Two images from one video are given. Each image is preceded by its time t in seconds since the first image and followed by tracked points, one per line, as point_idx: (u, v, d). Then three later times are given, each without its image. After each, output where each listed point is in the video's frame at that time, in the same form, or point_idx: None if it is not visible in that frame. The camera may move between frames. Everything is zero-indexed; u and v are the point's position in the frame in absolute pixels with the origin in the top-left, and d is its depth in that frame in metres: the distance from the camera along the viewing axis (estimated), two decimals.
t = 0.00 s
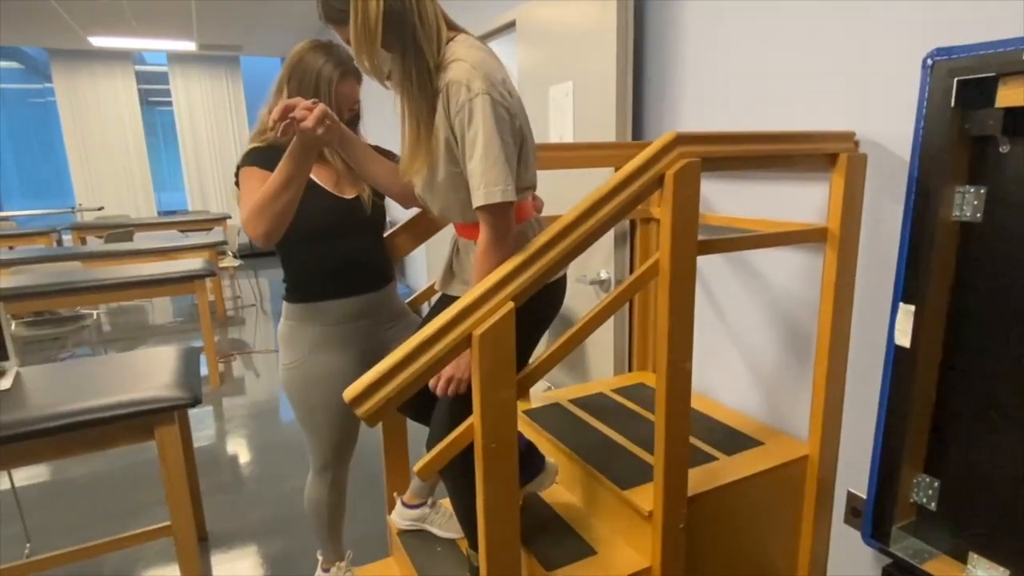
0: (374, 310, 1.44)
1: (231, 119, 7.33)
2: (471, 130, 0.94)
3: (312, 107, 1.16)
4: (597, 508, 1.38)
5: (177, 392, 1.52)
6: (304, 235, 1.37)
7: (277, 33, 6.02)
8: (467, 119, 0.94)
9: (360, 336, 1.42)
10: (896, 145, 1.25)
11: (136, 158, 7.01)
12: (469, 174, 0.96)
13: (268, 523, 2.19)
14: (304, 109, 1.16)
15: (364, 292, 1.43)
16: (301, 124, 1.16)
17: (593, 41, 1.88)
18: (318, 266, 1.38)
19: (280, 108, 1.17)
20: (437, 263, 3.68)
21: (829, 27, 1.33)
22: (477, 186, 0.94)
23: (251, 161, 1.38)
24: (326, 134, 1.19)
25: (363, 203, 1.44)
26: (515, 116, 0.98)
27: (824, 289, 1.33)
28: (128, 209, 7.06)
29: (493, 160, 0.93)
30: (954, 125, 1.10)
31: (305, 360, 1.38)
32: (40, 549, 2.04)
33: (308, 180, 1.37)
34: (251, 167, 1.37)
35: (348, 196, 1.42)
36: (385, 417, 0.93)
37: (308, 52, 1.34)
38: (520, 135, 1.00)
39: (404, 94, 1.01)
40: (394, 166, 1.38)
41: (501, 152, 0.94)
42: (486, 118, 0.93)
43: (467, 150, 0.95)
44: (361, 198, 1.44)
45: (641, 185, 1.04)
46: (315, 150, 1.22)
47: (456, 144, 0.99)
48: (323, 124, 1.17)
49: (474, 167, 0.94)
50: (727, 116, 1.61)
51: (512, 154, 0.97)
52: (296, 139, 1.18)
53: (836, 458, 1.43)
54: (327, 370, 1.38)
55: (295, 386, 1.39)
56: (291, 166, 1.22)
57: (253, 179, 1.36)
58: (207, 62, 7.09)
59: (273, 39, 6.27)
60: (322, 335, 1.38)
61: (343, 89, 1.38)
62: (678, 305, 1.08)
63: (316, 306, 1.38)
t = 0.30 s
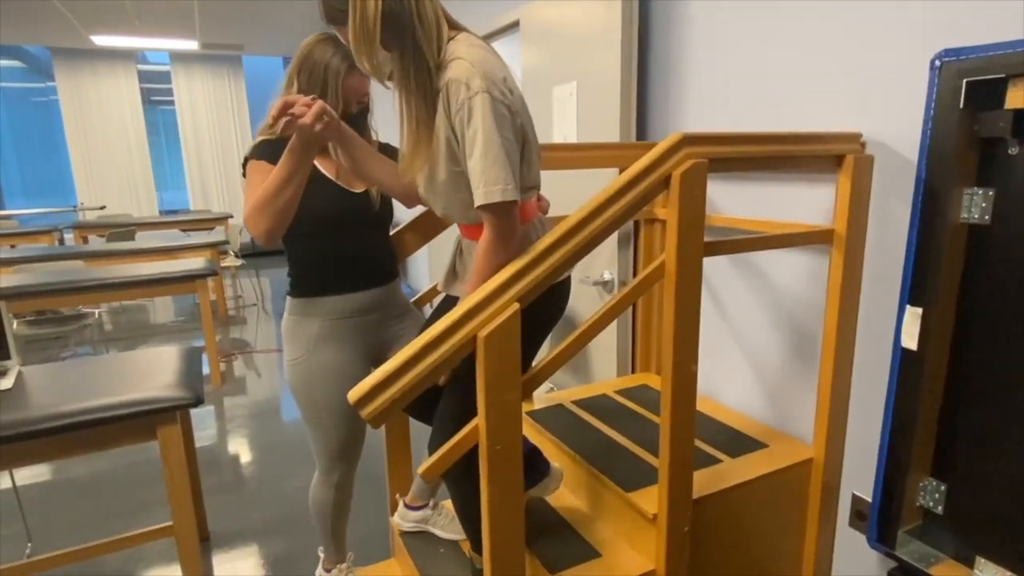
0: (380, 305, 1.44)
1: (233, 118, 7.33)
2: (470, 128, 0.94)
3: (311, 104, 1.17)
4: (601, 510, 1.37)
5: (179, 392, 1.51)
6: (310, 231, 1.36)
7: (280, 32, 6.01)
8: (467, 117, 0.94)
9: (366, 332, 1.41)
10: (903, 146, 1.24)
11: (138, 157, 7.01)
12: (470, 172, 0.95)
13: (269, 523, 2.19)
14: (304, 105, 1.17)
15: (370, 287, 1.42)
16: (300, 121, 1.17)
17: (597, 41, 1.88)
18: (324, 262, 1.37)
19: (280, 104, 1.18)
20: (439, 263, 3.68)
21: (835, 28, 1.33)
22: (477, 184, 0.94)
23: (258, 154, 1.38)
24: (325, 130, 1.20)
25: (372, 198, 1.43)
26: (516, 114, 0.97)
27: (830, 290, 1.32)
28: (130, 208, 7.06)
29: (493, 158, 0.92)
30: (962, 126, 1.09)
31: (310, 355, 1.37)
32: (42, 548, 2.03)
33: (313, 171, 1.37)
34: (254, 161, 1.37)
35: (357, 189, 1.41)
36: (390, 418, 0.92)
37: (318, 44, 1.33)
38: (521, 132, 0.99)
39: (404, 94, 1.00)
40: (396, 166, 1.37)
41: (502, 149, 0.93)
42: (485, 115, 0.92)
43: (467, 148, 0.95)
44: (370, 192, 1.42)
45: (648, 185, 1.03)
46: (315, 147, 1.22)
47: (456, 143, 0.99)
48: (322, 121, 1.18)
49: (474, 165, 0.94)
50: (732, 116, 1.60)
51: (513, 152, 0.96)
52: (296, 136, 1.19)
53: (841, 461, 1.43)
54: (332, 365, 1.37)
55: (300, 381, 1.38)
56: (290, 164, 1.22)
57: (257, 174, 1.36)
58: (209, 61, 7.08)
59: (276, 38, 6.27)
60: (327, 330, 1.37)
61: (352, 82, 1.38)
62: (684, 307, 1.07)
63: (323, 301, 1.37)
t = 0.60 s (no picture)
0: (385, 305, 1.43)
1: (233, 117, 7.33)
2: (478, 126, 0.93)
3: (307, 114, 1.16)
4: (602, 511, 1.37)
5: (178, 392, 1.51)
6: (315, 230, 1.36)
7: (281, 32, 6.00)
8: (475, 115, 0.93)
9: (371, 332, 1.41)
10: (907, 146, 1.24)
11: (138, 156, 7.01)
12: (476, 170, 0.95)
13: (269, 523, 2.19)
14: (301, 115, 1.16)
15: (374, 287, 1.42)
16: (298, 131, 1.16)
17: (599, 41, 1.87)
18: (328, 260, 1.37)
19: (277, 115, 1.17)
20: (440, 262, 3.67)
21: (839, 27, 1.32)
22: (484, 182, 0.93)
23: (263, 157, 1.37)
24: (324, 137, 1.19)
25: (378, 199, 1.42)
26: (523, 112, 0.97)
27: (833, 291, 1.32)
28: (130, 207, 7.05)
29: (500, 156, 0.92)
30: (967, 126, 1.09)
31: (315, 354, 1.37)
32: (42, 548, 2.03)
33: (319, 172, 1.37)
34: (258, 164, 1.37)
35: (363, 190, 1.41)
36: (392, 419, 0.92)
37: (322, 46, 1.32)
38: (528, 131, 0.99)
39: (410, 91, 1.00)
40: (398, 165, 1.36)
41: (508, 147, 0.93)
42: (493, 114, 0.92)
43: (474, 146, 0.94)
44: (375, 192, 1.42)
45: (651, 185, 1.03)
46: (314, 152, 1.22)
47: (462, 141, 0.98)
48: (319, 129, 1.16)
49: (480, 163, 0.93)
50: (735, 116, 1.60)
51: (520, 150, 0.95)
52: (295, 143, 1.19)
53: (844, 463, 1.42)
54: (336, 365, 1.36)
55: (303, 381, 1.37)
56: (289, 175, 1.23)
57: (260, 176, 1.36)
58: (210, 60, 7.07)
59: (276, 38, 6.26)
60: (332, 330, 1.37)
61: (357, 83, 1.38)
62: (686, 307, 1.07)
63: (327, 300, 1.37)
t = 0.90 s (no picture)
0: (386, 305, 1.43)
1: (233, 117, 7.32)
2: (484, 124, 0.92)
3: (305, 110, 1.15)
4: (603, 511, 1.36)
5: (178, 391, 1.50)
6: (316, 229, 1.36)
7: (281, 31, 6.00)
8: (481, 112, 0.93)
9: (372, 332, 1.41)
10: (910, 145, 1.23)
11: (138, 155, 7.00)
12: (482, 168, 0.94)
13: (270, 523, 2.18)
14: (298, 112, 1.15)
15: (375, 287, 1.41)
16: (295, 128, 1.15)
17: (600, 40, 1.87)
18: (329, 260, 1.36)
19: (275, 112, 1.17)
20: (440, 262, 3.66)
21: (842, 25, 1.31)
22: (490, 181, 0.92)
23: (264, 157, 1.37)
24: (321, 136, 1.18)
25: (379, 198, 1.42)
26: (528, 110, 0.96)
27: (835, 291, 1.31)
28: (130, 207, 7.05)
29: (507, 154, 0.91)
30: (970, 125, 1.09)
31: (315, 354, 1.36)
32: (42, 548, 2.02)
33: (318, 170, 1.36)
34: (258, 163, 1.37)
35: (364, 190, 1.40)
36: (392, 419, 0.91)
37: (323, 46, 1.32)
38: (533, 129, 0.98)
39: (415, 88, 0.99)
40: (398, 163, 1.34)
41: (515, 145, 0.92)
42: (499, 112, 0.91)
43: (480, 144, 0.94)
44: (376, 191, 1.41)
45: (653, 184, 1.02)
46: (313, 150, 1.21)
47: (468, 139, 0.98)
48: (317, 127, 1.16)
49: (486, 161, 0.93)
50: (736, 115, 1.59)
51: (526, 149, 0.95)
52: (294, 140, 1.19)
53: (846, 463, 1.42)
54: (337, 364, 1.36)
55: (304, 380, 1.37)
56: (288, 173, 1.23)
57: (260, 176, 1.36)
58: (209, 59, 7.07)
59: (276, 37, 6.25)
60: (334, 329, 1.36)
61: (358, 83, 1.37)
62: (688, 308, 1.06)
63: (329, 299, 1.37)
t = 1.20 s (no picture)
0: (385, 305, 1.42)
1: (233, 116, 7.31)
2: (478, 123, 0.92)
3: (299, 109, 1.15)
4: (604, 511, 1.36)
5: (177, 392, 1.50)
6: (315, 229, 1.35)
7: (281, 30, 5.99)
8: (475, 111, 0.92)
9: (372, 330, 1.40)
10: (912, 143, 1.23)
11: (137, 154, 6.99)
12: (476, 167, 0.93)
13: (270, 523, 2.18)
14: (293, 111, 1.15)
15: (374, 286, 1.41)
16: (290, 127, 1.15)
17: (600, 38, 1.86)
18: (328, 259, 1.36)
19: (269, 111, 1.15)
20: (441, 261, 3.66)
21: (844, 23, 1.31)
22: (484, 180, 0.91)
23: (262, 156, 1.36)
24: (316, 134, 1.18)
25: (378, 197, 1.41)
26: (523, 109, 0.95)
27: (836, 291, 1.31)
28: (129, 206, 7.04)
29: (501, 153, 0.90)
30: (972, 123, 1.08)
31: (315, 352, 1.35)
32: (42, 549, 2.02)
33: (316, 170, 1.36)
34: (256, 162, 1.37)
35: (363, 190, 1.39)
36: (393, 420, 0.91)
37: (320, 46, 1.32)
38: (528, 128, 0.98)
39: (409, 86, 0.98)
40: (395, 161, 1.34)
41: (510, 144, 0.91)
42: (493, 110, 0.90)
43: (474, 142, 0.93)
44: (375, 190, 1.40)
45: (653, 183, 1.02)
46: (308, 149, 1.21)
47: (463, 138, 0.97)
48: (312, 125, 1.16)
49: (480, 161, 0.92)
50: (737, 113, 1.58)
51: (521, 148, 0.94)
52: (289, 140, 1.19)
53: (847, 462, 1.41)
54: (337, 362, 1.36)
55: (303, 381, 1.37)
56: (284, 170, 1.23)
57: (257, 175, 1.35)
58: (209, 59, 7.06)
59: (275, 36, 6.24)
60: (333, 328, 1.36)
61: (355, 83, 1.36)
62: (689, 307, 1.06)
63: (328, 300, 1.36)
